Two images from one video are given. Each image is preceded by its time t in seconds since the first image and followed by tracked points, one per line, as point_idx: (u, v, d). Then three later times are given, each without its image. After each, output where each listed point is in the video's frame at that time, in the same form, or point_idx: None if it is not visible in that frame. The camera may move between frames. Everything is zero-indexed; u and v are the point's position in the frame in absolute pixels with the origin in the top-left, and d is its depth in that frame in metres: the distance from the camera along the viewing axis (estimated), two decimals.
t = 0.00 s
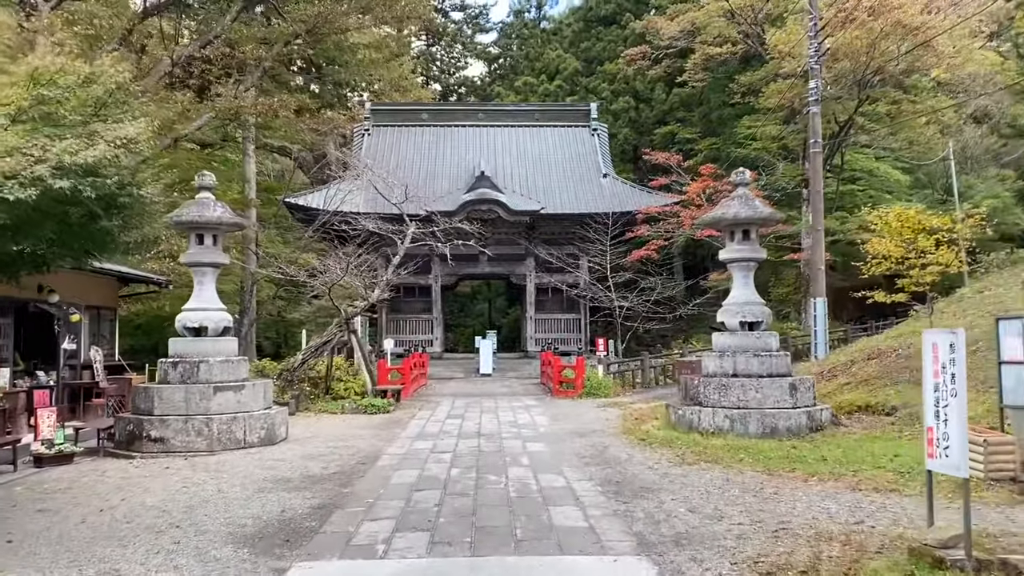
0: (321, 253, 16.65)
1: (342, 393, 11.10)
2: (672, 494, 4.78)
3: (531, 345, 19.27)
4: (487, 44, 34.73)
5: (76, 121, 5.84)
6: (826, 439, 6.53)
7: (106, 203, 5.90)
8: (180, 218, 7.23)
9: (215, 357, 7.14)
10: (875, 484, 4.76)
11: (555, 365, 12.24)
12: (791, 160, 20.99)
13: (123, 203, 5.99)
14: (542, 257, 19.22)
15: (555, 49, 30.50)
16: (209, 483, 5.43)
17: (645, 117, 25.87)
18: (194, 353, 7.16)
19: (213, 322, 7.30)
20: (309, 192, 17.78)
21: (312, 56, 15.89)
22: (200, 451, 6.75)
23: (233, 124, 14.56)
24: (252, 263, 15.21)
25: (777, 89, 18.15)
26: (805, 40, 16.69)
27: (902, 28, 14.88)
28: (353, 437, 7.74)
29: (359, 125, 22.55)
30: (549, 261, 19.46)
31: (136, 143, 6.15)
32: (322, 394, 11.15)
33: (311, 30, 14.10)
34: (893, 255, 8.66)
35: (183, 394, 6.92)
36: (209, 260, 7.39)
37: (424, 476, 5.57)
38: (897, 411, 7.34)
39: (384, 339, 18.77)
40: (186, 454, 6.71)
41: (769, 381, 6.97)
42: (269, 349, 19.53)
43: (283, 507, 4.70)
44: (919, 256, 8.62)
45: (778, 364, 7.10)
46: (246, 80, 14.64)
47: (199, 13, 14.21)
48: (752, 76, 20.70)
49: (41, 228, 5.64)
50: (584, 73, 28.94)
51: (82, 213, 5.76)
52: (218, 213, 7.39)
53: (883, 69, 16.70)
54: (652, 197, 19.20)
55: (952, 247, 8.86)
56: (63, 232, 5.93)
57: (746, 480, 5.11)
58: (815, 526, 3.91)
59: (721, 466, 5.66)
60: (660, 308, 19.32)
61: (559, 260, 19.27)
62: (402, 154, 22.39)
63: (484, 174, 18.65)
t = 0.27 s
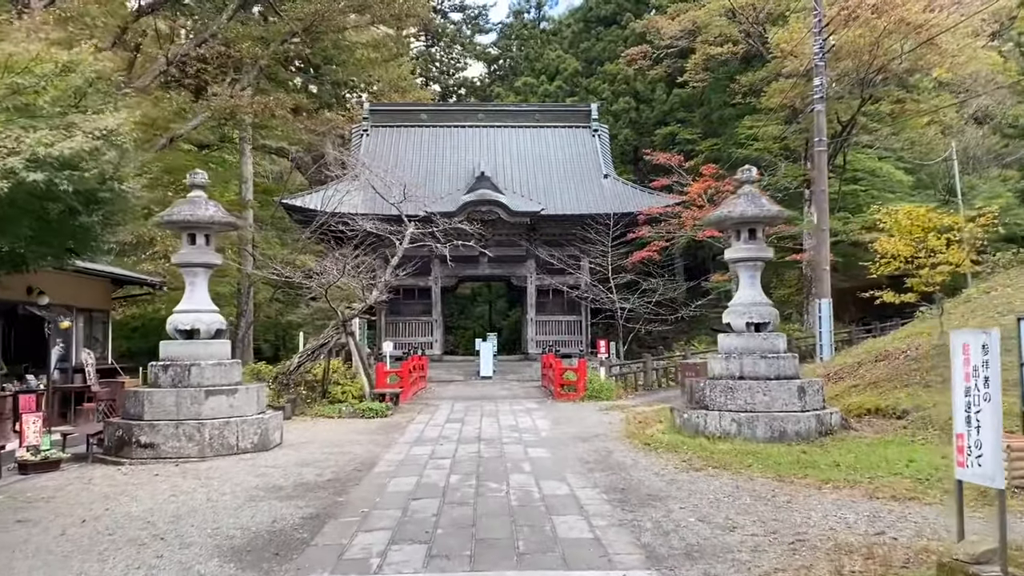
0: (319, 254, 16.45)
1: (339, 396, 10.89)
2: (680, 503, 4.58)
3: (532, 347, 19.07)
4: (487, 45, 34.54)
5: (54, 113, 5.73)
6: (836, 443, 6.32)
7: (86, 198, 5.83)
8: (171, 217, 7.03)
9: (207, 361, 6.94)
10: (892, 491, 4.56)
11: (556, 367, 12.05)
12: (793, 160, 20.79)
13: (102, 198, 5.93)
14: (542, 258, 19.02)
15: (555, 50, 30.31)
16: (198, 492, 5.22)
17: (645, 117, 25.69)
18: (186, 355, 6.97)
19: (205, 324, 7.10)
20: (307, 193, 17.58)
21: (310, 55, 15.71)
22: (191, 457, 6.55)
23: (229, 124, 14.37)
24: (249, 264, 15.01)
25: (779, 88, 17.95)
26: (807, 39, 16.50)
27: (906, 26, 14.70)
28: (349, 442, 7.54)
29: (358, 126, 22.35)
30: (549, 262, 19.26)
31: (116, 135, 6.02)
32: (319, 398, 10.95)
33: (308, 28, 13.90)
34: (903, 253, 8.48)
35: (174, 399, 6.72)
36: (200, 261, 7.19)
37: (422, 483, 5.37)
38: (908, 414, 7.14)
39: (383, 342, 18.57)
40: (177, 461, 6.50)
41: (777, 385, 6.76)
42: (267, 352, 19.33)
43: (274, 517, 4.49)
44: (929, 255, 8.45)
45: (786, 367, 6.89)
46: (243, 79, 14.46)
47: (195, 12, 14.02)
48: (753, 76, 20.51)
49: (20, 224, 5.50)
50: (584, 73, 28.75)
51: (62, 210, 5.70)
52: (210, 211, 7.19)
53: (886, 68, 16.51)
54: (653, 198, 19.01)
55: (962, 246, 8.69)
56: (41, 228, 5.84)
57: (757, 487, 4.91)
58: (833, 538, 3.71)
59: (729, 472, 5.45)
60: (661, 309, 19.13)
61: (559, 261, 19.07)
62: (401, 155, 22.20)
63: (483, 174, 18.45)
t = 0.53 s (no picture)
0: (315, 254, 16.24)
1: (334, 399, 10.68)
2: (686, 513, 4.38)
3: (530, 349, 18.87)
4: (486, 45, 34.34)
5: (25, 104, 5.64)
6: (845, 449, 6.13)
7: (62, 193, 5.65)
8: (160, 216, 6.84)
9: (196, 363, 6.74)
10: (907, 501, 4.37)
11: (556, 369, 11.83)
12: (795, 160, 20.61)
13: (80, 192, 5.73)
14: (541, 259, 18.82)
15: (554, 50, 30.11)
16: (184, 500, 5.02)
17: (645, 118, 25.49)
18: (175, 358, 6.77)
19: (194, 326, 6.90)
20: (303, 193, 17.38)
21: (305, 53, 15.50)
22: (180, 463, 6.35)
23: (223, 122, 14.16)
24: (245, 264, 14.81)
25: (780, 87, 17.75)
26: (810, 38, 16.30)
27: (910, 24, 14.50)
28: (344, 447, 7.34)
29: (355, 126, 22.15)
30: (548, 263, 19.06)
31: (90, 126, 5.92)
32: (314, 401, 10.73)
33: (303, 26, 13.69)
34: (911, 254, 8.28)
35: (161, 403, 6.51)
36: (190, 261, 7.00)
37: (418, 492, 5.17)
38: (918, 418, 6.94)
39: (380, 344, 18.37)
40: (165, 467, 6.30)
41: (784, 388, 6.57)
42: (264, 354, 19.13)
43: (261, 528, 4.28)
44: (938, 257, 8.24)
45: (792, 369, 6.71)
46: (237, 77, 14.24)
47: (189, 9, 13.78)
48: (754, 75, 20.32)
49: None
50: (583, 73, 28.56)
51: (37, 206, 5.51)
52: (200, 210, 6.99)
53: (888, 67, 16.32)
54: (654, 198, 18.82)
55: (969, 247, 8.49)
56: (17, 226, 5.68)
57: (766, 496, 4.71)
58: (849, 552, 3.51)
59: (736, 480, 5.26)
60: (662, 311, 18.94)
61: (558, 262, 18.87)
62: (398, 155, 21.99)
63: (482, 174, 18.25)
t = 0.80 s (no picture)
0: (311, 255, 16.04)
1: (329, 402, 10.46)
2: (693, 523, 4.18)
3: (529, 350, 18.66)
4: (484, 45, 34.16)
5: None
6: (855, 454, 5.93)
7: (34, 186, 5.77)
8: (148, 213, 6.64)
9: (185, 366, 6.55)
10: (925, 510, 4.17)
11: (555, 371, 11.64)
12: (796, 160, 20.42)
13: (52, 186, 5.83)
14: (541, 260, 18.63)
15: (553, 50, 29.93)
16: (168, 509, 4.81)
17: (645, 118, 25.31)
18: (163, 361, 6.57)
19: (183, 328, 6.71)
20: (300, 194, 17.18)
21: (301, 51, 15.30)
22: (168, 469, 6.14)
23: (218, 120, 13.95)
24: (240, 265, 14.61)
25: (781, 87, 17.55)
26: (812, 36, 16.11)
27: (914, 22, 14.32)
28: (338, 451, 7.13)
29: (352, 126, 21.95)
30: (547, 264, 18.86)
31: (65, 113, 5.91)
32: (309, 405, 10.52)
33: (299, 23, 13.48)
34: (919, 254, 8.06)
35: (149, 407, 6.31)
36: (179, 260, 6.80)
37: (413, 500, 4.97)
38: (928, 422, 6.74)
39: (377, 346, 18.16)
40: (152, 473, 6.09)
41: (791, 391, 6.37)
42: (261, 356, 18.93)
43: (246, 540, 4.08)
44: (947, 256, 8.01)
45: (799, 372, 6.51)
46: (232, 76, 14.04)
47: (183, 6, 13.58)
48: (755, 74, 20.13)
49: None
50: (582, 74, 28.38)
51: (8, 199, 5.61)
52: (189, 208, 6.79)
53: (891, 65, 16.13)
54: (654, 199, 18.62)
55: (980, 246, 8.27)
56: None
57: (777, 504, 4.51)
58: (868, 566, 3.31)
59: (743, 486, 5.06)
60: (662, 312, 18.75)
61: (557, 263, 18.67)
62: (396, 155, 21.79)
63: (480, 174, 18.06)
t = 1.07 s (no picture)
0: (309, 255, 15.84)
1: (325, 405, 10.24)
2: (703, 535, 3.99)
3: (529, 351, 18.46)
4: (483, 44, 33.97)
5: None
6: (868, 461, 5.74)
7: (6, 181, 5.68)
8: (136, 211, 6.43)
9: (175, 369, 6.35)
10: (948, 521, 3.96)
11: (556, 373, 11.45)
12: (798, 159, 20.23)
13: (26, 180, 5.74)
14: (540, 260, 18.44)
15: (553, 49, 29.74)
16: (153, 519, 4.60)
17: (645, 117, 25.12)
18: (153, 363, 6.37)
19: (173, 329, 6.50)
20: (297, 193, 16.97)
21: (298, 48, 15.10)
22: (156, 475, 5.94)
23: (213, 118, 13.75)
24: (235, 265, 14.41)
25: (784, 85, 17.35)
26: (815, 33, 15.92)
27: (919, 19, 14.13)
28: (333, 456, 6.93)
29: (350, 125, 21.74)
30: (547, 264, 18.67)
31: (38, 102, 5.86)
32: (305, 407, 10.32)
33: (295, 19, 13.28)
34: (929, 253, 7.87)
35: (137, 411, 6.11)
36: (169, 259, 6.60)
37: (410, 508, 4.77)
38: (941, 427, 6.55)
39: (376, 347, 17.97)
40: (140, 480, 5.90)
41: (801, 395, 6.18)
42: (258, 357, 18.73)
43: (233, 553, 3.87)
44: (958, 256, 7.84)
45: (808, 375, 6.32)
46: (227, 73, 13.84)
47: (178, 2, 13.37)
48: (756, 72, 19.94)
49: None
50: (582, 72, 28.19)
51: None
52: (179, 205, 6.59)
53: (895, 63, 15.94)
54: (655, 198, 18.44)
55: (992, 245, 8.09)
56: None
57: (789, 513, 4.31)
58: None
59: (753, 494, 4.87)
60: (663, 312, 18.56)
61: (558, 263, 18.48)
62: (394, 154, 21.59)
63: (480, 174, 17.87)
